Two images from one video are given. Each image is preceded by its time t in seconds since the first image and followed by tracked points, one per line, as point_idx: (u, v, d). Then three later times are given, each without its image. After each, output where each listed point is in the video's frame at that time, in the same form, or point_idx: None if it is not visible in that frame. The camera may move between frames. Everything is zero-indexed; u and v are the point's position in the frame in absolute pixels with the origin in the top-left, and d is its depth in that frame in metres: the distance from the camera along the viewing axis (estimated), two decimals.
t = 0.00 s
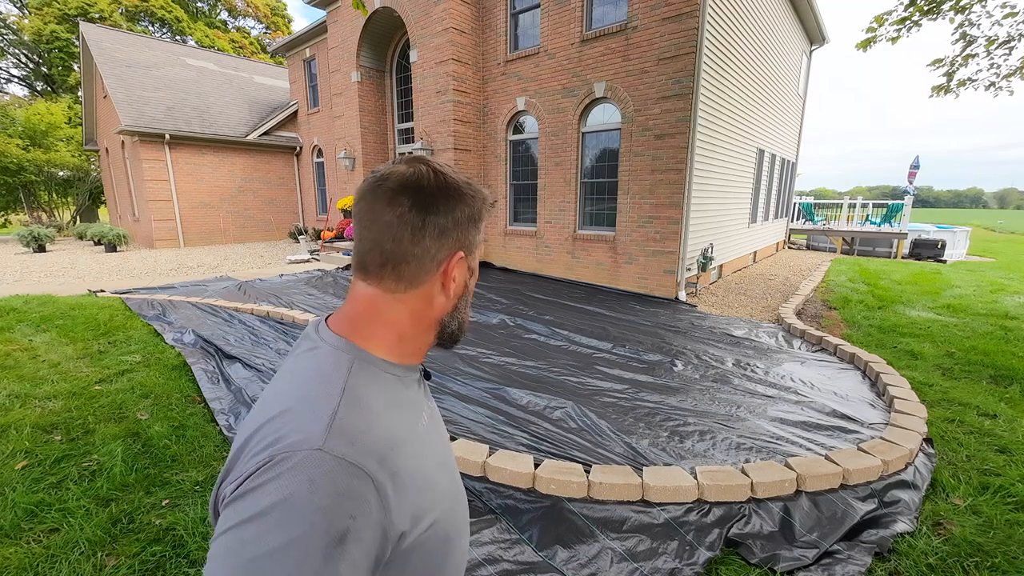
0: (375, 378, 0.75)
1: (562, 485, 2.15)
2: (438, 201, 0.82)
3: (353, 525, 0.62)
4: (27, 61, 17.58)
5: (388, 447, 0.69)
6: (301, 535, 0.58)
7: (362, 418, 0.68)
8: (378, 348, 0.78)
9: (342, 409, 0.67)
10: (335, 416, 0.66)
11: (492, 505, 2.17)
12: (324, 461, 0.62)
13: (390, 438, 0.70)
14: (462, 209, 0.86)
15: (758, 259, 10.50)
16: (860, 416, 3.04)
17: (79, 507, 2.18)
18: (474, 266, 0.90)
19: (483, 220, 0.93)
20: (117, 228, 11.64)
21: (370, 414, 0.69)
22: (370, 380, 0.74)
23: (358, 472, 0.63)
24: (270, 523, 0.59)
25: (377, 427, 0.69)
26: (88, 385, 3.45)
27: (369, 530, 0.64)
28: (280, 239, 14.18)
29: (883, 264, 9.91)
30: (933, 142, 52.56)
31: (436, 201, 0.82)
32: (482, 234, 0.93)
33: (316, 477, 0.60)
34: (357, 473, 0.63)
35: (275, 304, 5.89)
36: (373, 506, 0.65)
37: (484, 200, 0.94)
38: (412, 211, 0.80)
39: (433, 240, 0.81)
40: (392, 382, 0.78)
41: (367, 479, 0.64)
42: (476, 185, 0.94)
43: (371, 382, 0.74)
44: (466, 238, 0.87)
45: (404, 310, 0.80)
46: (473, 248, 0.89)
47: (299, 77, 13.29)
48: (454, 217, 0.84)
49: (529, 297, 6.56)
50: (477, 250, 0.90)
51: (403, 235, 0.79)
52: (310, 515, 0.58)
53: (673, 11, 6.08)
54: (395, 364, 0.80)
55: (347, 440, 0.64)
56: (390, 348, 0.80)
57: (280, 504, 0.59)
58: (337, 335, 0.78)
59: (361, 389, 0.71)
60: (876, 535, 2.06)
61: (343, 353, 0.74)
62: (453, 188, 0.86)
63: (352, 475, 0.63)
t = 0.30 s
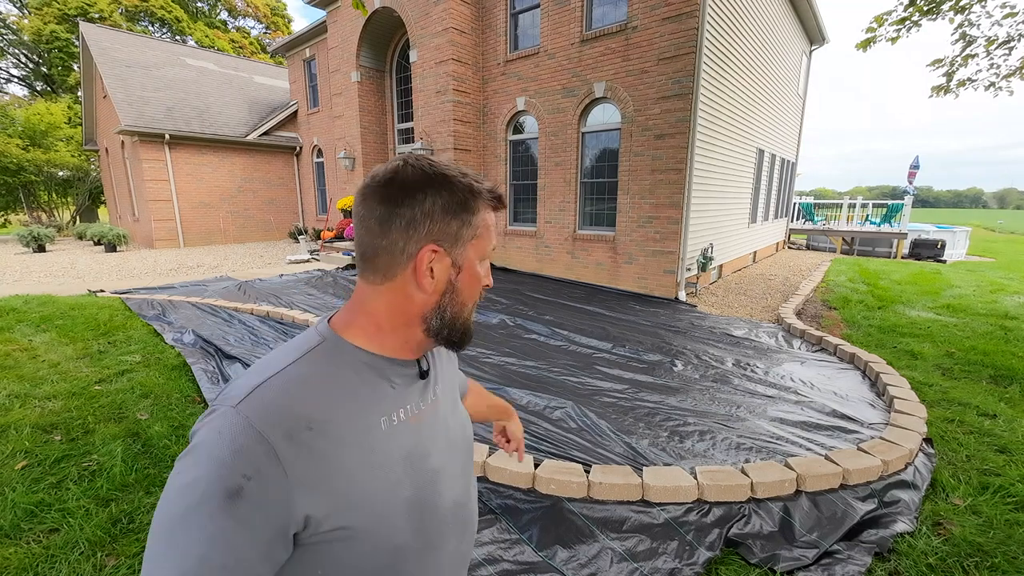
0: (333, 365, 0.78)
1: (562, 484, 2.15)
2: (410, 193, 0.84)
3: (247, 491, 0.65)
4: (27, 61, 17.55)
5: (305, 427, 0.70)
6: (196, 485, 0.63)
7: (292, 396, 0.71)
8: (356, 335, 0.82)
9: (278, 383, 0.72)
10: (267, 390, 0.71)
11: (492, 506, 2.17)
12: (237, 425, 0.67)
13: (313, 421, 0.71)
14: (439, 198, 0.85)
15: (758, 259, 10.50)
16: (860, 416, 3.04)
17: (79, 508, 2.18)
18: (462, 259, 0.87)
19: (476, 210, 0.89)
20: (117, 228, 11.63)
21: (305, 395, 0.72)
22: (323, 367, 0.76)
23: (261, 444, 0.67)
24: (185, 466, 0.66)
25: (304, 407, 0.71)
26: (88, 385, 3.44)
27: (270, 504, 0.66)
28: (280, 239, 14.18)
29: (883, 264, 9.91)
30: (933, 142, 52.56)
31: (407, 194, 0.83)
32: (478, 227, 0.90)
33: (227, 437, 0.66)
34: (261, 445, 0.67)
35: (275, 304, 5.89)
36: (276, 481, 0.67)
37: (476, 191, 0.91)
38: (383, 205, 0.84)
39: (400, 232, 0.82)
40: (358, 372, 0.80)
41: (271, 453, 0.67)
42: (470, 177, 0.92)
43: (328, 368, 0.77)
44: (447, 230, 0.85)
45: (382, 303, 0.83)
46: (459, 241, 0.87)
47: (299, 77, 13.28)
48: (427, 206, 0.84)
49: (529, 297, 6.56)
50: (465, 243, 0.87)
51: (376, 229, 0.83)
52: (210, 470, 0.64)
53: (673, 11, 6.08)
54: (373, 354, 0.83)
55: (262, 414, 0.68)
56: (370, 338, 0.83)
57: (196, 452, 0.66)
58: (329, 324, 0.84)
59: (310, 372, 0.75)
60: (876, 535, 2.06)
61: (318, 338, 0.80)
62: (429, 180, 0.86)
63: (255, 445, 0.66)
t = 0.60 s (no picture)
0: (321, 346, 0.81)
1: (562, 485, 2.15)
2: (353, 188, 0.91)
3: (227, 441, 0.74)
4: (26, 61, 17.54)
5: (276, 395, 0.76)
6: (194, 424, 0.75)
7: (273, 367, 0.77)
8: (341, 318, 0.87)
9: (268, 353, 0.78)
10: (261, 356, 0.78)
11: (492, 505, 2.17)
12: (225, 384, 0.75)
13: (286, 393, 0.76)
14: (375, 181, 0.88)
15: (758, 259, 10.51)
16: (860, 416, 3.04)
17: (78, 508, 2.18)
18: (392, 231, 0.84)
19: (403, 181, 0.87)
20: (117, 228, 11.63)
21: (284, 367, 0.77)
22: (312, 345, 0.81)
23: (237, 404, 0.74)
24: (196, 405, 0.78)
25: (282, 378, 0.77)
26: (88, 385, 3.45)
27: (241, 456, 0.74)
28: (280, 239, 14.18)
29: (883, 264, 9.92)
30: (933, 142, 52.57)
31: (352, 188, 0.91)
32: (406, 196, 0.86)
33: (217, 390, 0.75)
34: (236, 404, 0.74)
35: (275, 304, 5.89)
36: (248, 438, 0.74)
37: (408, 161, 0.89)
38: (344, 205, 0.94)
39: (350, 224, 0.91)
40: (340, 354, 0.82)
41: (245, 412, 0.74)
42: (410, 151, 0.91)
43: (319, 347, 0.81)
44: (371, 209, 0.86)
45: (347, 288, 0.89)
46: (385, 215, 0.85)
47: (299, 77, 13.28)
48: (363, 191, 0.88)
49: (528, 297, 6.56)
50: (393, 214, 0.85)
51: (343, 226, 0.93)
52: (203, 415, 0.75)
53: (673, 11, 6.08)
54: (352, 338, 0.84)
55: (245, 378, 0.75)
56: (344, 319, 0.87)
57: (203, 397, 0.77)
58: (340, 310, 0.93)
59: (297, 349, 0.80)
60: (876, 535, 2.06)
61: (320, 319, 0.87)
62: (370, 168, 0.91)
63: (232, 405, 0.73)
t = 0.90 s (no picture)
0: (329, 338, 0.91)
1: (562, 485, 2.16)
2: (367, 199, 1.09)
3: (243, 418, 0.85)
4: (26, 61, 17.52)
5: (279, 378, 0.85)
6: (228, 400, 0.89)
7: (284, 353, 0.87)
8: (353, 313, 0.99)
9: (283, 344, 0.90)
10: (280, 344, 0.90)
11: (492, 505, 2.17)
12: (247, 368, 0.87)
13: (287, 375, 0.86)
14: (375, 193, 1.05)
15: (758, 259, 10.52)
16: (860, 416, 3.04)
17: (78, 508, 2.18)
18: (374, 232, 0.98)
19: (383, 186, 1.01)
20: (116, 228, 11.63)
21: (292, 355, 0.88)
22: (322, 338, 0.91)
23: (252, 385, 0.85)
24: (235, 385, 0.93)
25: (288, 363, 0.87)
26: (88, 385, 3.45)
27: (251, 426, 0.85)
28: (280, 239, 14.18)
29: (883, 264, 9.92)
30: (932, 142, 52.57)
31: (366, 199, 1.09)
32: (385, 199, 0.99)
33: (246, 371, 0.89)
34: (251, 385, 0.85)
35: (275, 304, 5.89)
36: (256, 413, 0.85)
37: (391, 167, 1.02)
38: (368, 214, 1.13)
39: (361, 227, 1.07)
40: (342, 346, 0.91)
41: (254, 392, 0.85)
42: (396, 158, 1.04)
43: (326, 339, 0.91)
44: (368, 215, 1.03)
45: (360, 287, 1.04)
46: (373, 219, 1.00)
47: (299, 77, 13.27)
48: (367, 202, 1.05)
49: (528, 297, 6.56)
50: (376, 218, 0.99)
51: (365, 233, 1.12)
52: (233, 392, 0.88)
53: (673, 11, 6.08)
54: (356, 331, 0.94)
55: (261, 363, 0.86)
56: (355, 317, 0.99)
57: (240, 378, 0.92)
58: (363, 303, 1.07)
59: (309, 339, 0.90)
60: (876, 535, 2.06)
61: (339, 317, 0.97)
62: (374, 179, 1.07)
63: (247, 383, 0.85)
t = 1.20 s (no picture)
0: (339, 337, 0.92)
1: (562, 484, 2.15)
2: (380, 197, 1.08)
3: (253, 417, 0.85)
4: (26, 61, 17.50)
5: (289, 376, 0.86)
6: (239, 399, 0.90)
7: (293, 352, 0.88)
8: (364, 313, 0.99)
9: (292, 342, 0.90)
10: (291, 342, 0.90)
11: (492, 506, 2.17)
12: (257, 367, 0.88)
13: (298, 373, 0.86)
14: (388, 193, 1.05)
15: (758, 259, 10.52)
16: (859, 416, 3.04)
17: (78, 508, 2.18)
18: (387, 236, 0.98)
19: (398, 188, 1.00)
20: (116, 228, 11.63)
21: (302, 353, 0.88)
22: (332, 337, 0.92)
23: (262, 382, 0.86)
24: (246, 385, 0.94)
25: (298, 361, 0.87)
26: (88, 385, 3.45)
27: (262, 423, 0.85)
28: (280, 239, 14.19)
29: (883, 264, 9.92)
30: (932, 142, 52.55)
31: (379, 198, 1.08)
32: (399, 202, 0.99)
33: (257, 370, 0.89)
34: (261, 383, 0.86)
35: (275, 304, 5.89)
36: (265, 411, 0.85)
37: (404, 168, 1.01)
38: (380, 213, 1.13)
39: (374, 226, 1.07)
40: (353, 346, 0.91)
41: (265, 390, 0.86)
42: (410, 159, 1.03)
43: (337, 337, 0.91)
44: (381, 216, 1.02)
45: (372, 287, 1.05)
46: (387, 221, 1.00)
47: (299, 77, 13.27)
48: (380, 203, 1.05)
49: (528, 297, 6.56)
50: (389, 221, 0.99)
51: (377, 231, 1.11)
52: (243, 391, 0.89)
53: (673, 11, 6.08)
54: (367, 332, 0.94)
55: (271, 361, 0.87)
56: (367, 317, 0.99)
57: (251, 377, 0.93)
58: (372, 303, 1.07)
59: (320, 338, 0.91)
60: (876, 535, 2.06)
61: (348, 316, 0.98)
62: (387, 181, 1.07)
63: (257, 382, 0.86)
